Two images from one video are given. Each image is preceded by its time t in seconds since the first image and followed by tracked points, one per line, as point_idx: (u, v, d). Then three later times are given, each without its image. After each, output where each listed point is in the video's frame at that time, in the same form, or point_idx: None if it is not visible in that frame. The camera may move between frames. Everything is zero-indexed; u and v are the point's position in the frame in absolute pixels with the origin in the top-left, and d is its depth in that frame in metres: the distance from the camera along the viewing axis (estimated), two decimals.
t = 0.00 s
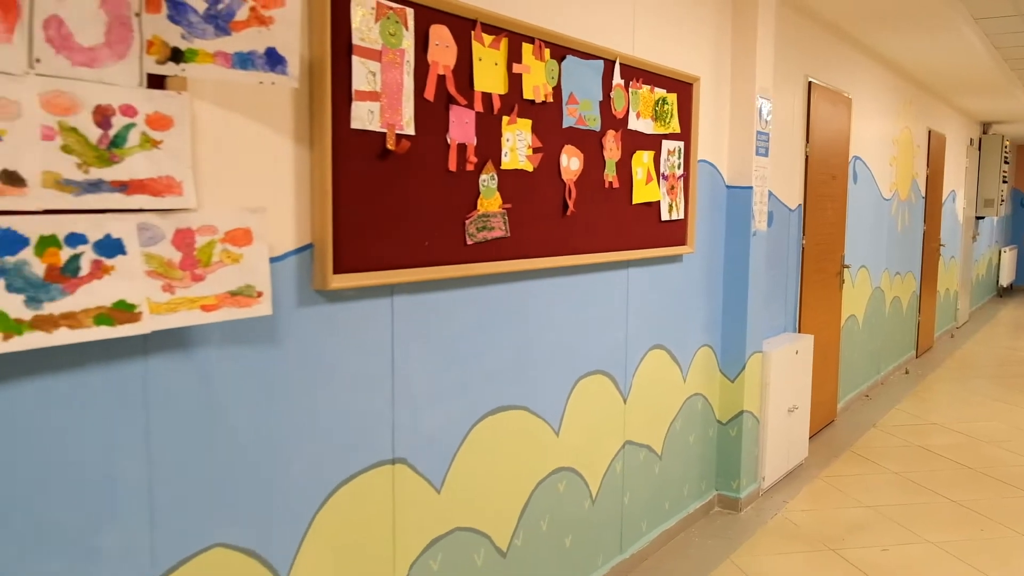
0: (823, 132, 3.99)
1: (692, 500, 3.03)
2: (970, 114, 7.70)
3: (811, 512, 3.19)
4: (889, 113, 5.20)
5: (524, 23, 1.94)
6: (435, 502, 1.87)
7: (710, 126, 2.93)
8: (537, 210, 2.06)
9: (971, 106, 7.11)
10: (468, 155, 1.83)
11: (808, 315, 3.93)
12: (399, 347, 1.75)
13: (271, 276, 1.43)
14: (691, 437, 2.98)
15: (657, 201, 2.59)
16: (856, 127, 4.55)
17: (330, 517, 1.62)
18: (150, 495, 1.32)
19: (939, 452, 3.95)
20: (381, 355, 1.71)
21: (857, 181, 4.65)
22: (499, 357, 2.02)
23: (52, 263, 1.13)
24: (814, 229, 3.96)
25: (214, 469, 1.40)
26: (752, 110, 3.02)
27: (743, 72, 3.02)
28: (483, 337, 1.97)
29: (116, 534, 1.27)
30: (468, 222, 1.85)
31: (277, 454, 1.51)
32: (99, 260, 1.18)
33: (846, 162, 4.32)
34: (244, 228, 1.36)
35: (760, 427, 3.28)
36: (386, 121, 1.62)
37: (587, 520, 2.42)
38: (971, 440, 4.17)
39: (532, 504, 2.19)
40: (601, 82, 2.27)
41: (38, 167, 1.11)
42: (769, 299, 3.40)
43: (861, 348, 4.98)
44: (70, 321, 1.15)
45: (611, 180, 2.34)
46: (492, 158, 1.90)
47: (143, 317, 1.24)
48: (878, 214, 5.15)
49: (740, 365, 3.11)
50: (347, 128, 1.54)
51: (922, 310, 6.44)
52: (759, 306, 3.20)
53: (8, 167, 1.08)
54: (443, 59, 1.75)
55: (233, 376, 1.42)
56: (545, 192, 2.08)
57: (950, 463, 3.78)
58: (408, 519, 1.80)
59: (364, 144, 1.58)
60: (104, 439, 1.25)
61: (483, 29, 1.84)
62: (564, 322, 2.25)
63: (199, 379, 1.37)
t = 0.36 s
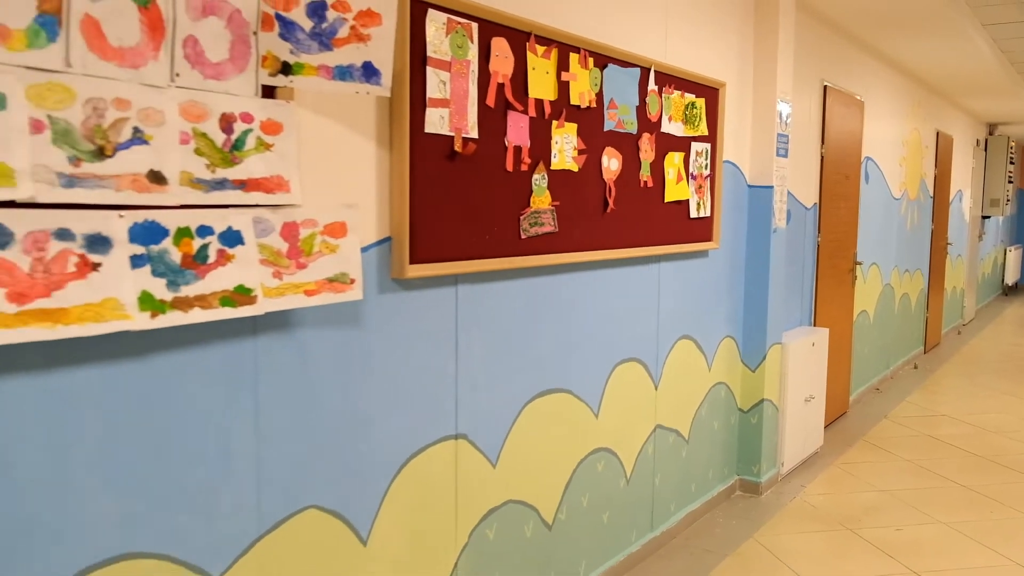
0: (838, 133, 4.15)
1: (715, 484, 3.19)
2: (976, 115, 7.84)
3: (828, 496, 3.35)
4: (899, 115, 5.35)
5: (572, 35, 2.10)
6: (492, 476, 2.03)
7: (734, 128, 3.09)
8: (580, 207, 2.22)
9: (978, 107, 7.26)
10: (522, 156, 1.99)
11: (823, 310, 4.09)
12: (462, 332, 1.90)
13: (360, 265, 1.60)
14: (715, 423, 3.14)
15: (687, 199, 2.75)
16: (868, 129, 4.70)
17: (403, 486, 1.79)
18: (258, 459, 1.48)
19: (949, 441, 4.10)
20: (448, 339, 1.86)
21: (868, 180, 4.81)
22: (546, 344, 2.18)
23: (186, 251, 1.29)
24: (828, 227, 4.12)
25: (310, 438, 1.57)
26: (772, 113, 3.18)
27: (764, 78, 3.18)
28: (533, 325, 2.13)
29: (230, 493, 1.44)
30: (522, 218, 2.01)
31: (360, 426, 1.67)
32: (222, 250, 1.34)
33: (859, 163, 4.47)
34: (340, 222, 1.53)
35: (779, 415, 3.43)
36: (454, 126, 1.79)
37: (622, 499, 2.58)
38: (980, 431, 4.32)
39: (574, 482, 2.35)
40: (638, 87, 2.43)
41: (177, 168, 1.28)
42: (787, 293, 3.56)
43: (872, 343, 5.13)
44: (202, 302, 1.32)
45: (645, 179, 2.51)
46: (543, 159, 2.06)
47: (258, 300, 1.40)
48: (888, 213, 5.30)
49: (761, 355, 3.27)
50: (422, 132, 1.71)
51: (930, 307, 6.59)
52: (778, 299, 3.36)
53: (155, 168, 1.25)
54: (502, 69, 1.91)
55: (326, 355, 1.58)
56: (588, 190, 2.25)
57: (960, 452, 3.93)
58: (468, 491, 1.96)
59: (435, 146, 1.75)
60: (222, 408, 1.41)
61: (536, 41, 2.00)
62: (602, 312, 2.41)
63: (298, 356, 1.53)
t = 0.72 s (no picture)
0: (848, 134, 4.31)
1: (734, 468, 3.35)
2: (980, 117, 8.01)
3: (841, 481, 3.51)
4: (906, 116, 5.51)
5: (609, 45, 2.27)
6: (537, 453, 2.20)
7: (753, 130, 3.26)
8: (616, 204, 2.39)
9: (982, 108, 7.42)
10: (566, 158, 2.16)
11: (834, 304, 4.26)
12: (512, 319, 2.07)
13: (430, 255, 1.77)
14: (734, 410, 3.31)
15: (710, 198, 2.92)
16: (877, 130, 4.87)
17: (460, 459, 1.95)
18: (341, 431, 1.64)
19: (955, 431, 4.26)
20: (500, 326, 2.03)
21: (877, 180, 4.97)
22: (585, 332, 2.35)
23: (288, 243, 1.46)
24: (839, 225, 4.28)
25: (384, 413, 1.74)
26: (789, 116, 3.35)
27: (781, 82, 3.35)
28: (572, 313, 2.30)
29: (318, 460, 1.60)
30: (566, 215, 2.18)
31: (425, 403, 1.83)
32: (317, 241, 1.51)
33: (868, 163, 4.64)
34: (414, 218, 1.71)
35: (794, 404, 3.60)
36: (508, 130, 1.95)
37: (650, 479, 2.74)
38: (985, 421, 4.48)
39: (608, 461, 2.51)
40: (667, 93, 2.60)
41: (282, 170, 1.45)
42: (801, 288, 3.72)
43: (880, 337, 5.30)
44: (302, 288, 1.49)
45: (673, 179, 2.67)
46: (584, 160, 2.23)
47: (346, 287, 1.57)
48: (895, 211, 5.46)
49: (778, 346, 3.44)
50: (481, 136, 1.88)
51: (936, 304, 6.75)
52: (793, 293, 3.52)
53: (264, 169, 1.42)
54: (549, 77, 2.08)
55: (398, 338, 1.75)
56: (623, 189, 2.41)
57: (966, 441, 4.09)
58: (517, 467, 2.13)
59: (492, 148, 1.91)
60: (313, 384, 1.58)
61: (579, 52, 2.17)
62: (633, 303, 2.58)
63: (375, 339, 1.70)
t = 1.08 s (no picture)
0: (859, 135, 4.47)
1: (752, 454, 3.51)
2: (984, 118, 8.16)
3: (854, 467, 3.67)
4: (913, 117, 5.67)
5: (644, 54, 2.43)
6: (577, 434, 2.36)
7: (771, 132, 3.42)
8: (648, 203, 2.55)
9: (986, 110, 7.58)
10: (605, 159, 2.31)
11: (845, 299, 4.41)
12: (557, 309, 2.23)
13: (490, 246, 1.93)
14: (753, 399, 3.47)
15: (732, 197, 3.08)
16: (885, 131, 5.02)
17: (511, 437, 2.11)
18: (413, 408, 1.81)
19: (962, 421, 4.42)
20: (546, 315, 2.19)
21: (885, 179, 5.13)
22: (620, 321, 2.51)
23: (371, 236, 1.62)
24: (851, 223, 4.44)
25: (448, 392, 1.90)
26: (805, 118, 3.51)
27: (797, 86, 3.50)
28: (609, 304, 2.45)
29: (393, 434, 1.76)
30: (604, 213, 2.34)
31: (482, 385, 1.99)
32: (395, 235, 1.67)
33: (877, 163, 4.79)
34: (477, 215, 1.87)
35: (808, 394, 3.76)
36: (555, 134, 2.11)
37: (677, 462, 2.90)
38: (991, 412, 4.63)
39: (640, 444, 2.67)
40: (694, 98, 2.76)
41: (366, 170, 1.61)
42: (815, 283, 3.88)
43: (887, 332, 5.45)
44: (383, 278, 1.65)
45: (699, 178, 2.83)
46: (620, 161, 2.38)
47: (419, 277, 1.73)
48: (902, 210, 5.62)
49: (794, 338, 3.60)
50: (532, 139, 2.04)
51: (941, 301, 6.91)
52: (808, 288, 3.68)
53: (352, 170, 1.57)
54: (591, 84, 2.24)
55: (461, 324, 1.91)
56: (654, 189, 2.57)
57: (973, 431, 4.24)
58: (560, 446, 2.29)
59: (541, 150, 2.07)
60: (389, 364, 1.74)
61: (617, 60, 2.33)
62: (663, 295, 2.74)
63: (441, 325, 1.86)
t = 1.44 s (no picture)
0: (866, 136, 4.63)
1: (766, 442, 3.67)
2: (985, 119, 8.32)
3: (862, 455, 3.83)
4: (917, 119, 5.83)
5: (670, 62, 2.59)
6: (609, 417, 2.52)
7: (784, 134, 3.58)
8: (673, 201, 2.71)
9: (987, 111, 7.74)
10: (634, 160, 2.47)
11: (853, 295, 4.57)
12: (592, 299, 2.39)
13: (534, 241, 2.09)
14: (767, 389, 3.63)
15: (748, 196, 3.24)
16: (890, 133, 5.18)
17: (551, 418, 2.27)
18: (466, 389, 1.97)
19: (966, 413, 4.58)
20: (582, 305, 2.35)
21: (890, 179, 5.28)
22: (646, 313, 2.67)
23: (434, 231, 1.78)
24: (858, 221, 4.60)
25: (497, 375, 2.06)
26: (816, 121, 3.67)
27: (809, 90, 3.66)
28: (637, 296, 2.61)
29: (450, 412, 1.93)
30: (634, 211, 2.50)
31: (526, 369, 2.16)
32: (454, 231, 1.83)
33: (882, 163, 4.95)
34: (524, 212, 2.03)
35: (819, 385, 3.92)
36: (592, 137, 2.27)
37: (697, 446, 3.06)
38: (992, 404, 4.79)
39: (664, 428, 2.83)
40: (714, 102, 2.92)
41: (430, 171, 1.76)
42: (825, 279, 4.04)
43: (892, 328, 5.62)
44: (444, 269, 1.81)
45: (718, 178, 2.99)
46: (648, 162, 2.54)
47: (474, 269, 1.89)
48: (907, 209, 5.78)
49: (805, 331, 3.76)
50: (571, 142, 2.19)
51: (943, 298, 7.07)
52: (819, 283, 3.84)
53: (418, 171, 1.73)
54: (623, 90, 2.40)
55: (508, 312, 2.07)
56: (678, 188, 2.73)
57: (976, 421, 4.41)
58: (593, 428, 2.45)
59: (579, 152, 2.23)
60: (447, 348, 1.90)
61: (646, 68, 2.49)
62: (685, 288, 2.90)
63: (491, 313, 2.02)
